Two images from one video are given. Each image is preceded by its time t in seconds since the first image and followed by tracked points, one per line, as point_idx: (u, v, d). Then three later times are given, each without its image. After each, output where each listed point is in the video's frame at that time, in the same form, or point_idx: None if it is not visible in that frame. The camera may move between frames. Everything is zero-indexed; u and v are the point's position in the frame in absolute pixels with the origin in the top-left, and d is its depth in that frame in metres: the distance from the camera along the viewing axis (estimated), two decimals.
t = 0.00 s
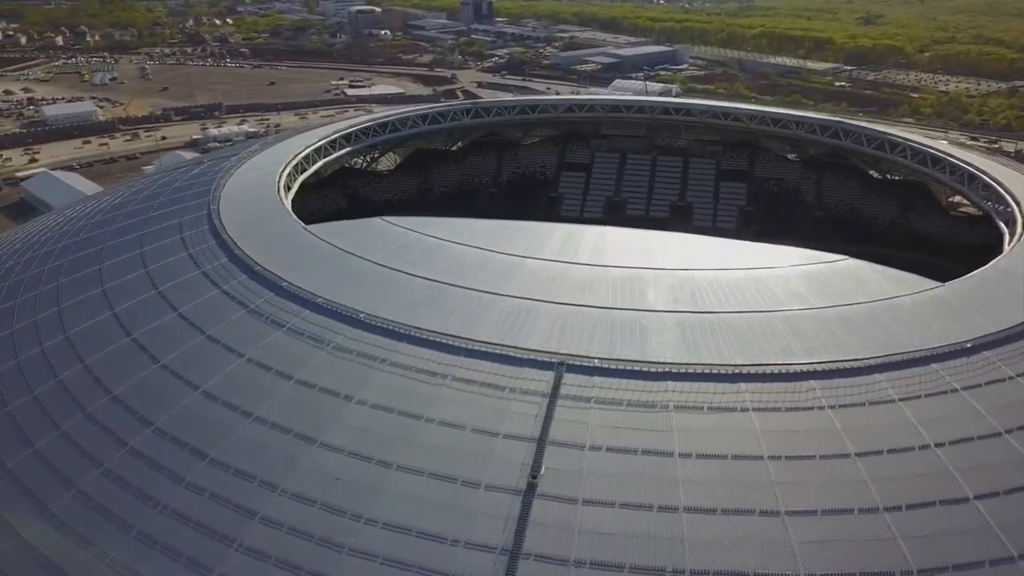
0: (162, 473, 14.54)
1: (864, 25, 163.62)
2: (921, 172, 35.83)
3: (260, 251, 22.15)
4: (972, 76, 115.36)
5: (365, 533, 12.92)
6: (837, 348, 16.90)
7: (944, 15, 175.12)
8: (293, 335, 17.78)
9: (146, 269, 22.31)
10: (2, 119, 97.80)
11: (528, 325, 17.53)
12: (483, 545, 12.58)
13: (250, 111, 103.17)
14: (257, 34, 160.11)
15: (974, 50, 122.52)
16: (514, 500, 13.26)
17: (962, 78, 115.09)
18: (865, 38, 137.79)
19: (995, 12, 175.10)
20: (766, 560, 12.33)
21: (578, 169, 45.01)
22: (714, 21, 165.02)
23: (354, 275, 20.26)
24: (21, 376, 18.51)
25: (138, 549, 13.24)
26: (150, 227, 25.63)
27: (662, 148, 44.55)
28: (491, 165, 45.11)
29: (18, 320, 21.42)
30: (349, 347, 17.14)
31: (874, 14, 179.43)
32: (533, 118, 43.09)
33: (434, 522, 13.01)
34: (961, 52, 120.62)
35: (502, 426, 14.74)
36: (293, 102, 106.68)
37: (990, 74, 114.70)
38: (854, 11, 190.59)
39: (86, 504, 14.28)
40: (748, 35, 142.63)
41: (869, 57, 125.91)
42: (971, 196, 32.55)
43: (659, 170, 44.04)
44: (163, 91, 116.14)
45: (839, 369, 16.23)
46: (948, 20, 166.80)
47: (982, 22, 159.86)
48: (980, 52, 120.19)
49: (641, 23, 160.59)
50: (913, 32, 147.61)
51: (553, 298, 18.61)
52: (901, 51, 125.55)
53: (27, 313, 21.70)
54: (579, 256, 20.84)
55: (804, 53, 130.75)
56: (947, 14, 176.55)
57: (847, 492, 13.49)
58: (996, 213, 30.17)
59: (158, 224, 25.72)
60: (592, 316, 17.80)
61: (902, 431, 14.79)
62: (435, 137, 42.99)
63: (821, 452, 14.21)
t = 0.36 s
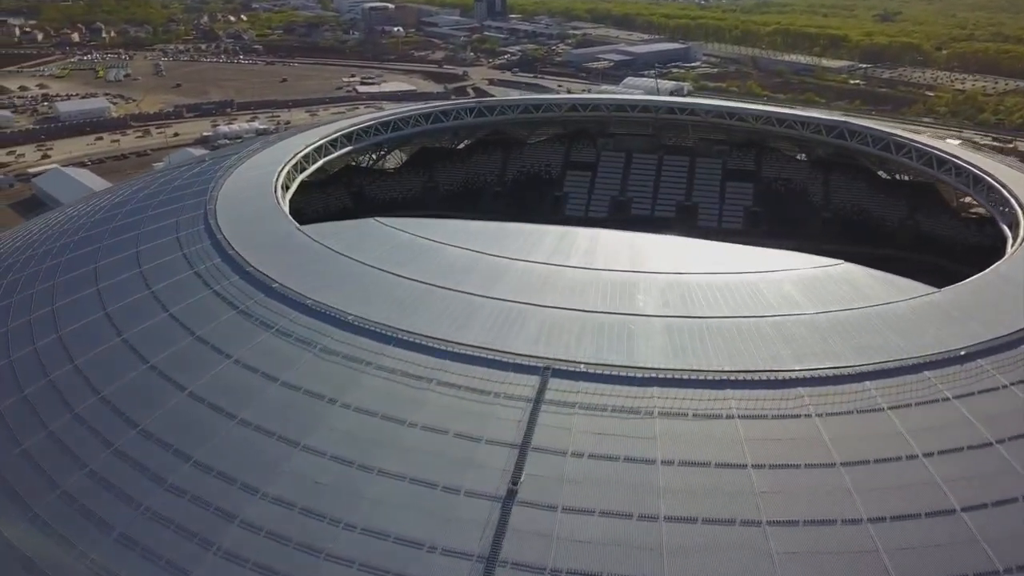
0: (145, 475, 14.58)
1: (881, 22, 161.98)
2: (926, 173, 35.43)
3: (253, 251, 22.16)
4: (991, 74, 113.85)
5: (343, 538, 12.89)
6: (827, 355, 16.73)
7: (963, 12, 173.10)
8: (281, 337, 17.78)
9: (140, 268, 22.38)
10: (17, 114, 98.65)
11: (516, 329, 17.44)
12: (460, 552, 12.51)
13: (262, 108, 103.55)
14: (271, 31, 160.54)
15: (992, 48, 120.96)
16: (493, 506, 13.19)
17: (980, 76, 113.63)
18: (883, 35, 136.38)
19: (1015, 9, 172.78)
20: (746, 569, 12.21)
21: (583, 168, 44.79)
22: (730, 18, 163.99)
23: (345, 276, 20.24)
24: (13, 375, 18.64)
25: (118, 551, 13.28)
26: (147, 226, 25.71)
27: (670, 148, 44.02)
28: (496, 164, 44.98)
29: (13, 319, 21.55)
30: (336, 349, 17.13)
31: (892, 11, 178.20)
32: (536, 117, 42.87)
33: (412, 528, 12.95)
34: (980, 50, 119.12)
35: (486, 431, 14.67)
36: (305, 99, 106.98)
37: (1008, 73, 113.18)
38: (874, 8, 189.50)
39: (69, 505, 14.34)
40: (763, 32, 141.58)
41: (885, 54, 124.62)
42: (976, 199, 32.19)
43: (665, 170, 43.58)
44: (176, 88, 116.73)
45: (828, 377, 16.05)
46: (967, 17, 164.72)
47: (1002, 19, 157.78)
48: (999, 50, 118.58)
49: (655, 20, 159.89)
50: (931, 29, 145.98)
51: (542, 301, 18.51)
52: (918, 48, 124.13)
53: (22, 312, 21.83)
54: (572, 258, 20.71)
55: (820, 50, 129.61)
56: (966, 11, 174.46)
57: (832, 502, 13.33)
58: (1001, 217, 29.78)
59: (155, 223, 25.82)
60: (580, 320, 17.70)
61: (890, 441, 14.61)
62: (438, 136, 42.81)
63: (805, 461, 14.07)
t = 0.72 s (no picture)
0: (130, 475, 14.63)
1: (901, 19, 160.06)
2: (934, 175, 34.96)
3: (248, 251, 22.21)
4: (1012, 73, 112.20)
5: (322, 542, 12.86)
6: (818, 361, 16.54)
7: (986, 9, 170.73)
8: (271, 337, 17.79)
9: (137, 267, 22.49)
10: (35, 110, 99.67)
11: (505, 333, 17.36)
12: (438, 559, 12.44)
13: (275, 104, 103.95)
14: (287, 28, 161.04)
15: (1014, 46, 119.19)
16: (473, 512, 13.12)
17: (1001, 75, 111.97)
18: (903, 33, 134.70)
19: None
20: None
21: (590, 168, 44.44)
22: (747, 15, 162.76)
23: (337, 277, 20.24)
24: (8, 373, 18.80)
25: (100, 551, 13.36)
26: (146, 225, 25.84)
27: (679, 147, 43.66)
28: (503, 162, 44.78)
29: (11, 316, 21.76)
30: (325, 351, 17.12)
31: (913, 8, 176.02)
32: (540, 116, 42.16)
33: (391, 533, 12.88)
34: (1001, 48, 117.39)
35: (469, 436, 14.60)
36: (318, 96, 107.29)
37: None
38: (894, 4, 187.20)
39: (55, 504, 14.44)
40: (781, 29, 140.36)
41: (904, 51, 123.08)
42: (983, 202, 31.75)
43: (672, 170, 43.20)
44: (191, 84, 117.30)
45: (818, 385, 15.87)
46: (989, 14, 162.42)
47: None
48: (1021, 49, 116.77)
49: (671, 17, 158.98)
50: (952, 27, 144.00)
51: (532, 305, 18.42)
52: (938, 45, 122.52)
53: (21, 309, 22.01)
54: (565, 261, 20.59)
55: (837, 48, 128.33)
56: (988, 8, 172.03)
57: (816, 512, 13.17)
58: (1009, 221, 29.37)
59: (155, 222, 25.94)
60: (569, 324, 17.61)
61: (879, 450, 14.41)
62: (444, 134, 42.57)
63: (791, 470, 13.90)
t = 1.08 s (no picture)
0: (115, 475, 14.69)
1: (922, 17, 158.12)
2: (942, 178, 34.50)
3: (243, 251, 22.23)
4: None
5: (301, 545, 12.84)
6: (810, 369, 16.32)
7: (1009, 7, 168.35)
8: (260, 338, 17.80)
9: (133, 265, 22.58)
10: (52, 105, 100.58)
11: (494, 336, 17.26)
12: (416, 564, 12.38)
13: (289, 101, 104.33)
14: (303, 25, 161.53)
15: None
16: (454, 518, 13.06)
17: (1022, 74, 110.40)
18: (924, 31, 133.13)
19: None
20: None
21: (598, 167, 44.12)
22: (765, 13, 161.52)
23: (329, 278, 20.23)
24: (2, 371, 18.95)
25: (83, 551, 13.43)
26: (145, 223, 25.93)
27: (688, 146, 43.23)
28: (510, 160, 44.53)
29: (9, 313, 21.92)
30: (313, 352, 17.10)
31: (935, 5, 173.91)
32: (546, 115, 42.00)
33: (370, 537, 12.84)
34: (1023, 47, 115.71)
35: (453, 440, 14.53)
36: (332, 92, 107.59)
37: None
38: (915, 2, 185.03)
39: (41, 503, 14.55)
40: (799, 26, 139.05)
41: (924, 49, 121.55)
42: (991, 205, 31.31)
43: (681, 170, 42.81)
44: (206, 80, 117.94)
45: (809, 392, 15.65)
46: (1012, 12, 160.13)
47: None
48: None
49: (688, 14, 158.05)
50: (974, 25, 142.05)
51: (523, 307, 18.31)
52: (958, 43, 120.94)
53: (18, 306, 22.17)
54: (559, 263, 20.47)
55: (856, 46, 127.03)
56: (1011, 6, 169.66)
57: (800, 522, 12.98)
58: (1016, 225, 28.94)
59: (154, 220, 26.02)
60: (560, 327, 17.49)
61: (868, 460, 14.18)
62: (450, 133, 42.41)
63: (777, 479, 13.72)
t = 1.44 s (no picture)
0: (101, 474, 14.77)
1: (945, 15, 156.11)
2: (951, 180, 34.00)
3: (239, 250, 22.28)
4: None
5: (280, 548, 12.84)
6: (802, 376, 16.10)
7: None
8: (250, 338, 17.83)
9: (131, 262, 22.67)
10: (70, 100, 101.59)
11: (483, 340, 17.19)
12: (394, 569, 12.33)
13: (303, 97, 104.80)
14: (319, 21, 162.06)
15: None
16: (433, 523, 13.00)
17: None
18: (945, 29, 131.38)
19: None
20: None
21: (606, 167, 43.85)
22: (784, 10, 160.16)
23: (322, 279, 20.24)
24: None
25: (66, 551, 13.56)
26: (146, 221, 26.04)
27: (697, 146, 42.90)
28: (518, 159, 44.36)
29: (7, 309, 22.10)
30: (302, 353, 17.10)
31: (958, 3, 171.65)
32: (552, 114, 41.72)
33: (349, 542, 12.81)
34: None
35: (437, 445, 14.47)
36: (346, 89, 107.94)
37: None
38: None
39: (28, 502, 14.67)
40: (818, 24, 137.64)
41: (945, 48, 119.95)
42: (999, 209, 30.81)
43: (689, 170, 42.53)
44: (222, 76, 118.68)
45: (798, 400, 15.46)
46: None
47: None
48: None
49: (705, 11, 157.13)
50: (998, 24, 139.95)
51: (514, 310, 18.22)
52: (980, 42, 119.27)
53: (17, 303, 22.35)
54: (553, 266, 20.34)
55: (875, 44, 125.62)
56: None
57: (783, 532, 12.82)
58: None
59: (153, 219, 26.13)
60: (550, 331, 17.39)
61: (856, 471, 13.97)
62: (457, 132, 42.34)
63: (763, 489, 13.54)
